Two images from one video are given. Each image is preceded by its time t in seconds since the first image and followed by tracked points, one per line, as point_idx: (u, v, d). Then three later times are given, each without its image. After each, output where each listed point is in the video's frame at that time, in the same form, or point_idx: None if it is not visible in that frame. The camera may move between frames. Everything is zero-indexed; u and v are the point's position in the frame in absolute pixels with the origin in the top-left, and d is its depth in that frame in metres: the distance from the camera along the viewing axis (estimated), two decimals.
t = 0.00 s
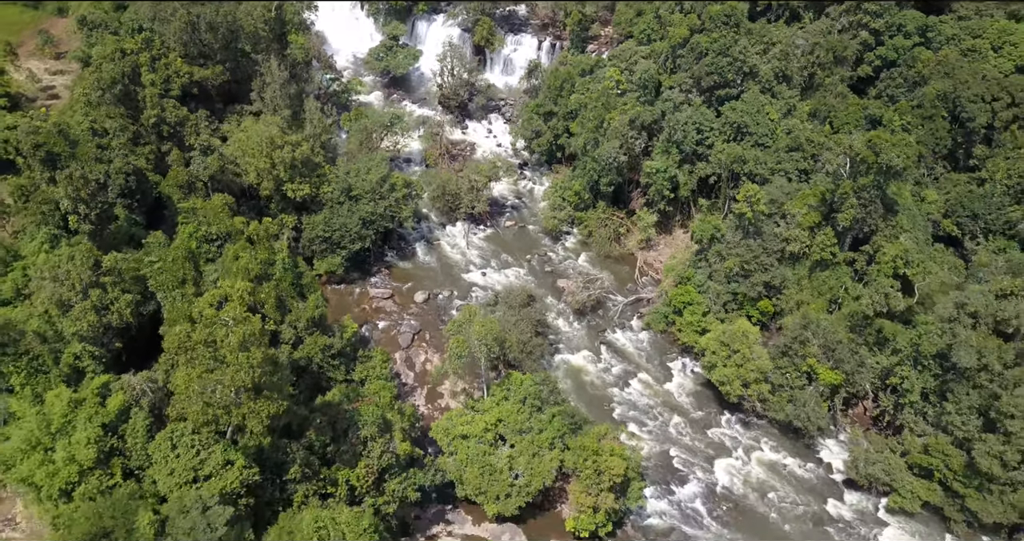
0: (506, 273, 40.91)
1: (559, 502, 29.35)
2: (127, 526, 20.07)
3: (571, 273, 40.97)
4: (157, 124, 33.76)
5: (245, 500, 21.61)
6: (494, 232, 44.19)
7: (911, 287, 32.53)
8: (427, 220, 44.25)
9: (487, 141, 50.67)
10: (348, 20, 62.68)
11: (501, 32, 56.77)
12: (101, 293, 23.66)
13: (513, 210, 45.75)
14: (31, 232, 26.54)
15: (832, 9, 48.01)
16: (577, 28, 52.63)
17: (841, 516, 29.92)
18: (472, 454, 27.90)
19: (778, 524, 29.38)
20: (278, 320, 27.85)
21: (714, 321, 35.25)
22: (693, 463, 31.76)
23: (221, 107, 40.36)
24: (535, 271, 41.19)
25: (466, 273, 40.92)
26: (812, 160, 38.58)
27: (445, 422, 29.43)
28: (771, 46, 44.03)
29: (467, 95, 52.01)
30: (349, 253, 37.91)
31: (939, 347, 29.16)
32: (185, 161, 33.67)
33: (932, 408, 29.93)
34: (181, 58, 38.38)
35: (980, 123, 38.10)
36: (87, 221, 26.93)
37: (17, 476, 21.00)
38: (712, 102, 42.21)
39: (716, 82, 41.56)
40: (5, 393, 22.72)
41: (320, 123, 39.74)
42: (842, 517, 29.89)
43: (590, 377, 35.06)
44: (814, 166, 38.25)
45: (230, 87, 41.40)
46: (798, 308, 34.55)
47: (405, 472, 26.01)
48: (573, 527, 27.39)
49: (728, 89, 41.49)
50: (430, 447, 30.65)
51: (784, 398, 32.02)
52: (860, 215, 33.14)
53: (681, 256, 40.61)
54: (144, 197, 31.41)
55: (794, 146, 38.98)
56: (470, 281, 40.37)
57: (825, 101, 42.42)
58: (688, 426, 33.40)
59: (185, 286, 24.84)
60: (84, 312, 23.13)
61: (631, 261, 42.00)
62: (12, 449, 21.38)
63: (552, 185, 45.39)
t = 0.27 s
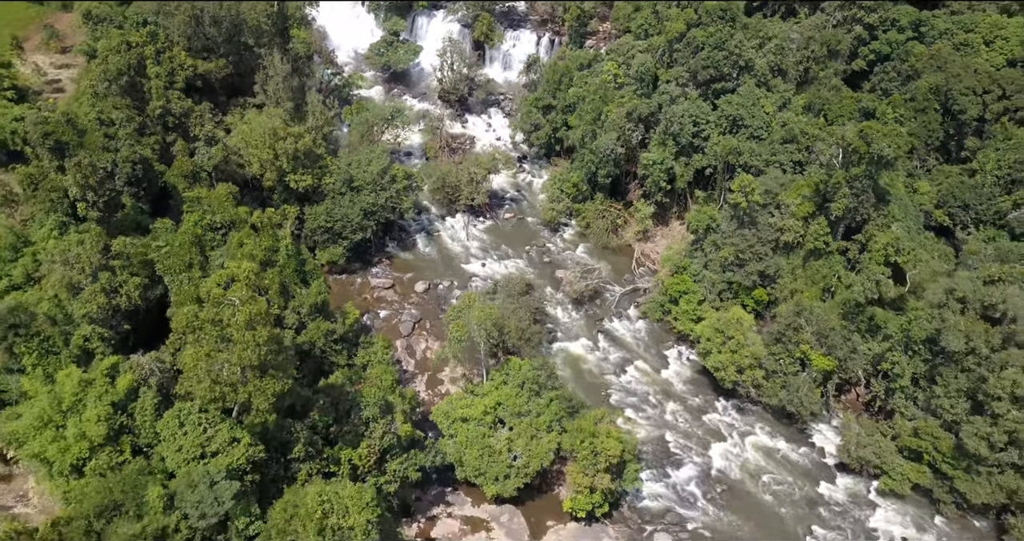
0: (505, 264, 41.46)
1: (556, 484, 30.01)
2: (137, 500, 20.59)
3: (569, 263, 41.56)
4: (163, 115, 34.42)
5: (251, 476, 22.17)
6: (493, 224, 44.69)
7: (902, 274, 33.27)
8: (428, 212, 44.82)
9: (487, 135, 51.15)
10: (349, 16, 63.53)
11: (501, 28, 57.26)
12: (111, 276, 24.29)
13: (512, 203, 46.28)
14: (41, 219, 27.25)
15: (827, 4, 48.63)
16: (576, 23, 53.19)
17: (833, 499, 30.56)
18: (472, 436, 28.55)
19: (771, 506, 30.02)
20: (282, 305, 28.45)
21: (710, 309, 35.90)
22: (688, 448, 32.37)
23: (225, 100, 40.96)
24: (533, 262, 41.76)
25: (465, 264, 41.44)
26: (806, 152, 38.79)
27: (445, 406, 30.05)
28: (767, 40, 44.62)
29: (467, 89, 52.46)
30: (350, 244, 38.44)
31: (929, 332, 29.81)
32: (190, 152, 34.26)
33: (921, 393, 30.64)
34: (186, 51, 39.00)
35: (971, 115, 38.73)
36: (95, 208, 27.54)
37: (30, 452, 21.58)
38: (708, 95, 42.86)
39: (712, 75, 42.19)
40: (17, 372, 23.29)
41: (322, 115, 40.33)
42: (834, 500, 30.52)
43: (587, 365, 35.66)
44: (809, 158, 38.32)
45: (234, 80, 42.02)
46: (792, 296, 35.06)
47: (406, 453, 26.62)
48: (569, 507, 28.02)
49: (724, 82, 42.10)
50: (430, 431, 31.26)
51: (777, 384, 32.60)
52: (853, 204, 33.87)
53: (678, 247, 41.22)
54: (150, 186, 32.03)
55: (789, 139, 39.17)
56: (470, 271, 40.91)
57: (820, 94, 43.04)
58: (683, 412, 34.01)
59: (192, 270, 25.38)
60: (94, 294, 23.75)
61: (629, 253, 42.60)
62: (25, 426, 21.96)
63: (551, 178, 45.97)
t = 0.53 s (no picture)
0: (500, 253, 42.13)
1: (551, 465, 30.76)
2: (144, 474, 20.91)
3: (564, 252, 42.31)
4: (165, 106, 35.17)
5: (254, 452, 22.76)
6: (489, 215, 45.33)
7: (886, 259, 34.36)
8: (424, 203, 45.48)
9: (482, 128, 51.78)
10: (346, 10, 63.70)
11: (496, 23, 57.90)
12: (116, 259, 25.10)
13: (507, 194, 46.93)
14: (47, 207, 27.48)
15: None
16: (570, 18, 53.91)
17: (821, 477, 31.36)
18: (468, 416, 29.31)
19: (760, 485, 30.84)
20: (283, 289, 29.13)
21: (701, 295, 36.66)
22: (680, 429, 33.14)
23: (225, 92, 41.64)
24: (529, 251, 42.46)
25: (461, 253, 42.10)
26: (796, 142, 39.02)
27: (443, 388, 30.79)
28: (758, 33, 45.39)
29: (463, 83, 53.06)
30: (349, 233, 39.08)
31: (913, 314, 30.74)
32: (191, 142, 34.93)
33: (906, 374, 31.63)
34: (186, 44, 39.67)
35: (957, 106, 39.70)
36: (100, 195, 28.24)
37: (40, 428, 22.29)
38: (700, 87, 43.72)
39: (704, 67, 43.01)
40: (25, 352, 24.13)
41: (320, 107, 41.01)
42: (822, 478, 31.32)
43: (581, 350, 36.40)
44: (799, 148, 38.63)
45: (233, 73, 42.68)
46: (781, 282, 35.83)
47: (405, 432, 27.37)
48: (564, 485, 28.76)
49: (715, 74, 42.91)
50: (428, 414, 31.98)
51: (767, 366, 33.37)
52: (839, 191, 34.89)
53: (670, 236, 42.02)
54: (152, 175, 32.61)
55: (779, 129, 39.71)
56: (467, 260, 41.56)
57: (810, 86, 43.80)
58: (675, 395, 34.78)
59: (195, 253, 26.00)
60: (100, 276, 24.38)
61: (622, 242, 43.34)
62: (35, 404, 22.59)
63: (546, 169, 46.71)
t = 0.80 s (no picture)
0: (493, 244, 42.72)
1: (543, 449, 31.42)
2: (144, 455, 21.41)
3: (555, 243, 42.99)
4: (160, 100, 35.71)
5: (253, 433, 23.35)
6: (481, 207, 45.91)
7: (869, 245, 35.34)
8: (418, 196, 46.03)
9: (474, 122, 52.38)
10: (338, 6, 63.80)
11: (487, 19, 58.52)
12: (116, 246, 25.59)
13: (499, 187, 47.56)
14: (46, 197, 28.22)
15: None
16: (561, 14, 54.56)
17: (807, 458, 32.15)
18: (462, 401, 29.89)
19: (748, 466, 31.61)
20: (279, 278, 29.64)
21: (689, 283, 37.38)
22: (669, 413, 33.88)
23: (219, 88, 42.14)
24: (521, 242, 43.08)
25: (454, 245, 42.62)
26: (783, 133, 39.93)
27: (437, 374, 31.35)
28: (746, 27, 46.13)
29: (455, 78, 53.65)
30: (343, 226, 39.50)
31: (895, 299, 31.60)
32: (187, 135, 35.37)
33: (889, 356, 32.41)
34: (181, 39, 40.16)
35: (939, 97, 40.63)
36: (98, 186, 28.77)
37: (44, 411, 22.79)
38: (688, 80, 44.40)
39: (692, 61, 43.73)
40: (26, 338, 24.72)
41: (313, 101, 41.52)
42: (808, 459, 32.11)
43: (573, 338, 37.09)
44: (784, 139, 39.61)
45: (228, 68, 43.17)
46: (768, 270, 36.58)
47: (400, 417, 28.01)
48: (555, 467, 29.41)
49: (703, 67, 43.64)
50: (423, 400, 32.60)
51: (754, 351, 34.14)
52: (824, 180, 35.61)
53: (659, 226, 42.79)
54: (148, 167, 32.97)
55: (766, 121, 40.55)
56: (460, 252, 42.11)
57: (796, 78, 44.61)
58: (665, 380, 35.51)
59: (193, 241, 26.48)
60: (100, 263, 24.97)
61: (613, 233, 44.07)
62: (37, 388, 23.15)
63: (537, 162, 47.37)
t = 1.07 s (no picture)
0: (485, 236, 43.30)
1: (536, 433, 32.11)
2: (147, 436, 21.93)
3: (546, 234, 43.68)
4: (155, 93, 36.12)
5: (251, 416, 23.92)
6: (473, 200, 46.48)
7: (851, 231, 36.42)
8: (410, 189, 46.58)
9: (466, 117, 52.97)
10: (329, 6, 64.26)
11: (477, 15, 59.09)
12: (115, 235, 26.10)
13: (491, 180, 48.20)
14: (44, 189, 28.76)
15: None
16: (550, 10, 55.26)
17: (793, 441, 32.94)
18: (456, 387, 30.48)
19: (735, 448, 32.36)
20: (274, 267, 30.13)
21: (678, 271, 38.00)
22: (659, 398, 34.61)
23: (213, 83, 42.52)
24: (513, 234, 43.72)
25: (447, 237, 43.14)
26: (770, 126, 40.49)
27: (430, 361, 31.89)
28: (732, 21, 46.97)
29: (446, 74, 54.23)
30: (336, 218, 39.73)
31: (877, 284, 32.47)
32: (182, 127, 35.74)
33: (872, 340, 33.28)
34: (174, 35, 40.56)
35: (920, 88, 41.59)
36: (96, 177, 29.30)
37: (45, 395, 23.22)
38: (675, 73, 45.10)
39: (679, 55, 44.48)
40: (27, 326, 25.26)
41: (306, 95, 42.01)
42: (794, 441, 32.89)
43: (564, 327, 37.74)
44: (770, 130, 40.39)
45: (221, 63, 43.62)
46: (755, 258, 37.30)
47: (395, 402, 28.56)
48: (548, 450, 29.98)
49: (690, 61, 44.37)
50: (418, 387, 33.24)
51: (741, 337, 34.95)
52: (808, 169, 36.42)
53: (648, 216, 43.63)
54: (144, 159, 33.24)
55: (751, 113, 41.33)
56: (452, 244, 42.64)
57: (781, 72, 45.48)
58: (654, 367, 36.24)
59: (190, 230, 26.91)
60: (99, 252, 25.54)
61: (603, 224, 44.87)
62: (39, 374, 23.57)
63: (528, 155, 48.10)
